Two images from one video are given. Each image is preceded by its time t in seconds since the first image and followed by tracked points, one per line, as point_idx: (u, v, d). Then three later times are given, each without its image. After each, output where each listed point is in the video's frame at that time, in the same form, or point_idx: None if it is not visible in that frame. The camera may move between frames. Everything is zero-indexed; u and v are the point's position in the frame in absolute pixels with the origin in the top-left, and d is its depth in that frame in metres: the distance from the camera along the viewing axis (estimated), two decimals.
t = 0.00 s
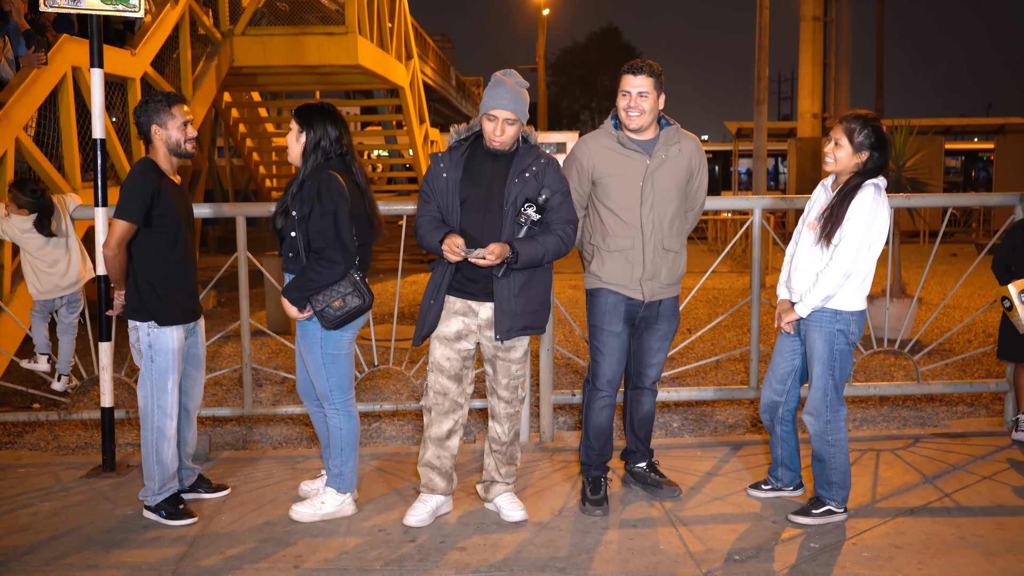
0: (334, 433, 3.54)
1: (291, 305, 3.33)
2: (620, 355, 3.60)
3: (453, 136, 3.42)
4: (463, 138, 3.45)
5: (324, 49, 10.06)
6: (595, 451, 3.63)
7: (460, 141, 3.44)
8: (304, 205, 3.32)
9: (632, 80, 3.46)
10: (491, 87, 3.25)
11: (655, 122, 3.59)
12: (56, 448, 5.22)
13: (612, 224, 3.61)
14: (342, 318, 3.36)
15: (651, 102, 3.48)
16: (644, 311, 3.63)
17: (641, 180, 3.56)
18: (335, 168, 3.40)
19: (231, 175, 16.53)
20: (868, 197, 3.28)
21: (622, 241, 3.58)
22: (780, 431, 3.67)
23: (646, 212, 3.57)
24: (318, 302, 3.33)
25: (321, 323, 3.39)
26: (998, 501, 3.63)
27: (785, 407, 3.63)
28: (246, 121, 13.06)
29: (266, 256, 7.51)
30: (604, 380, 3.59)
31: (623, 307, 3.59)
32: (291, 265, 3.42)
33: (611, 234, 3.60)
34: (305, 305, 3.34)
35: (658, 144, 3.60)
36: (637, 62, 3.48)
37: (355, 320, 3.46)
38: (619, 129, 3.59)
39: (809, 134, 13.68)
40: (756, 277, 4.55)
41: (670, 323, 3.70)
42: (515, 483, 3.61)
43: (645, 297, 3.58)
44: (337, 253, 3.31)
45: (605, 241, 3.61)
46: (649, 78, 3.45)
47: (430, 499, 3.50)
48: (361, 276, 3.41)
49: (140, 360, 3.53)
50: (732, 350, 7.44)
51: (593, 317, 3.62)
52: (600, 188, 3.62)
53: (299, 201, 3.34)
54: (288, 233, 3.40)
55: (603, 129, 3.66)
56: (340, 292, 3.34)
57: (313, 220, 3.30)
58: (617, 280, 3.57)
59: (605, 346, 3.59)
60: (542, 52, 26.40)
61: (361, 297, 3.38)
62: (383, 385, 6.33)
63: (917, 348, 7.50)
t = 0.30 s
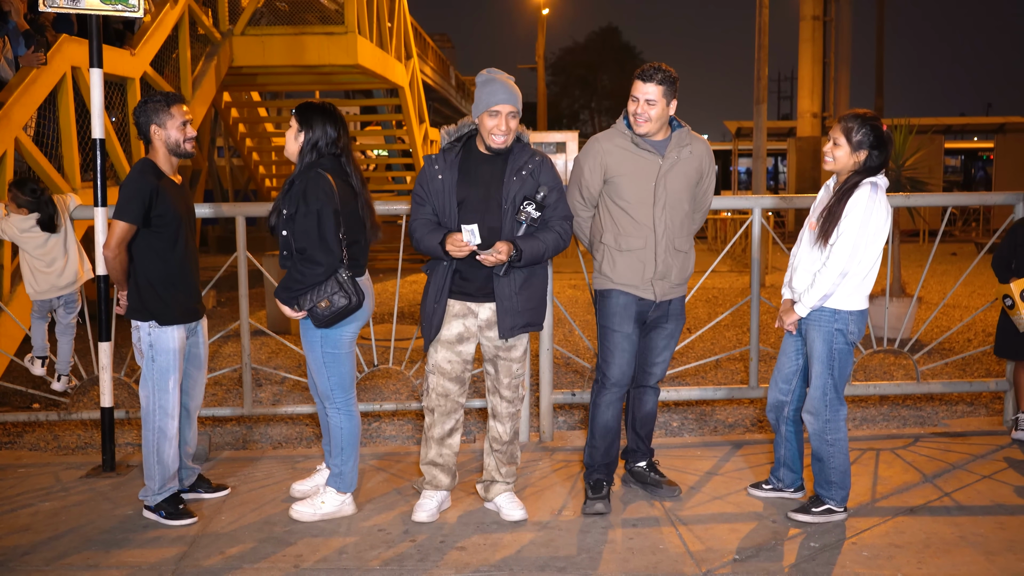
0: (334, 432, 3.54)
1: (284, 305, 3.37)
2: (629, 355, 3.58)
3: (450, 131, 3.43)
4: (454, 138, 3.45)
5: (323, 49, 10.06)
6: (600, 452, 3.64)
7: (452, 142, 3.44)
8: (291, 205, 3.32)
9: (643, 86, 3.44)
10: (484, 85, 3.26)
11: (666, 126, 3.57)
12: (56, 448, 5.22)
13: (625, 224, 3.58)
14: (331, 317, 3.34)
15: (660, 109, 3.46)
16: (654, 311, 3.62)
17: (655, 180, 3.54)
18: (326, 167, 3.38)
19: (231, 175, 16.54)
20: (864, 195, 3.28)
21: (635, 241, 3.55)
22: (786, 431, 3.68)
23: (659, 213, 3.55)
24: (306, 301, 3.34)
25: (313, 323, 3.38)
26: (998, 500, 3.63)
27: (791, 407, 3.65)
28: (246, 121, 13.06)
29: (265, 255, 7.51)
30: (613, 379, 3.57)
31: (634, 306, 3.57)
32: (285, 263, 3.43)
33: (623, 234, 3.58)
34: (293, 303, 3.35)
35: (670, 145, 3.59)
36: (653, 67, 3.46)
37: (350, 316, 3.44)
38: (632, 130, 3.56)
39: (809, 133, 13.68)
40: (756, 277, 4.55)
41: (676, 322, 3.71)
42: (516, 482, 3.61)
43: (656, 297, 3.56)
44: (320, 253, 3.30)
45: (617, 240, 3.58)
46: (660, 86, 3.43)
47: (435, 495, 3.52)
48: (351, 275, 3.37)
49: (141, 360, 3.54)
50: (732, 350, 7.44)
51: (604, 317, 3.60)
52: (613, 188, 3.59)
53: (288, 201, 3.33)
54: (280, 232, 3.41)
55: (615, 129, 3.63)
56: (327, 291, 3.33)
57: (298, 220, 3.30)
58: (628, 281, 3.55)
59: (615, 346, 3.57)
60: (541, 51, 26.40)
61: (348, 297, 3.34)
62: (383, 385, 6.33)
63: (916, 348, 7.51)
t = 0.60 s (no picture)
0: (334, 431, 3.54)
1: (285, 301, 3.38)
2: (636, 358, 3.58)
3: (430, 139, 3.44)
4: (437, 141, 3.46)
5: (323, 49, 10.06)
6: (606, 455, 3.61)
7: (434, 145, 3.44)
8: (293, 203, 3.32)
9: (645, 83, 3.46)
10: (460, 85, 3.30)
11: (669, 126, 3.57)
12: (56, 448, 5.22)
13: (634, 224, 3.55)
14: (332, 314, 3.35)
15: (662, 106, 3.46)
16: (661, 311, 3.62)
17: (662, 179, 3.54)
18: (329, 167, 3.39)
19: (231, 174, 16.53)
20: (862, 194, 3.28)
21: (644, 241, 3.53)
22: (790, 432, 3.69)
23: (668, 212, 3.55)
24: (307, 298, 3.34)
25: (313, 320, 3.38)
26: (998, 500, 3.63)
27: (795, 408, 3.67)
28: (246, 120, 13.05)
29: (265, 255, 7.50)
30: (620, 383, 3.57)
31: (643, 309, 3.55)
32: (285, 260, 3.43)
33: (632, 234, 3.55)
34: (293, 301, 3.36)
35: (673, 144, 3.59)
36: (654, 65, 3.49)
37: (351, 314, 3.45)
38: (636, 129, 3.55)
39: (809, 133, 13.69)
40: (756, 276, 4.55)
41: (680, 322, 3.71)
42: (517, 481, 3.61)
43: (666, 297, 3.56)
44: (324, 251, 3.32)
45: (626, 241, 3.56)
46: (663, 83, 3.45)
47: (435, 495, 3.52)
48: (352, 274, 3.40)
49: (141, 359, 3.54)
50: (732, 349, 7.44)
51: (612, 320, 3.58)
52: (620, 187, 3.56)
53: (290, 198, 3.33)
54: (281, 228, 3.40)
55: (617, 127, 3.61)
56: (329, 289, 3.34)
57: (303, 218, 3.30)
58: (639, 282, 3.53)
59: (623, 349, 3.56)
60: (542, 51, 26.38)
61: (350, 295, 3.35)
62: (383, 385, 6.33)
63: (916, 348, 7.52)
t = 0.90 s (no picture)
0: (330, 430, 3.54)
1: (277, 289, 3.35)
2: (637, 360, 3.58)
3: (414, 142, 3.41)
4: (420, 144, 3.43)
5: (323, 49, 10.06)
6: (606, 457, 3.61)
7: (419, 146, 3.42)
8: (306, 199, 3.31)
9: (642, 78, 3.47)
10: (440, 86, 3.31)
11: (666, 123, 3.58)
12: (56, 449, 5.22)
13: (635, 222, 3.55)
14: (332, 311, 3.35)
15: (658, 101, 3.47)
16: (663, 312, 3.61)
17: (661, 176, 3.54)
18: (341, 167, 3.41)
19: (230, 175, 16.52)
20: (863, 196, 3.27)
21: (647, 239, 3.53)
22: (791, 433, 3.69)
23: (669, 209, 3.55)
24: (311, 293, 3.34)
25: (311, 314, 3.37)
26: (997, 500, 3.63)
27: (797, 409, 3.67)
28: (246, 121, 13.03)
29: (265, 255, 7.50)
30: (621, 385, 3.57)
31: (644, 310, 3.55)
32: (286, 255, 3.41)
33: (633, 232, 3.55)
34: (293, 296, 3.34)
35: (672, 141, 3.60)
36: (653, 61, 3.50)
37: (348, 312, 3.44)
38: (633, 126, 3.55)
39: (809, 133, 13.69)
40: (756, 277, 4.55)
41: (681, 323, 3.71)
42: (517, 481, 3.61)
43: (670, 297, 3.56)
44: (335, 248, 3.32)
45: (627, 239, 3.55)
46: (659, 78, 3.45)
47: (435, 496, 3.52)
48: (354, 273, 3.43)
49: (138, 359, 3.54)
50: (732, 350, 7.44)
51: (612, 322, 3.58)
52: (620, 185, 3.56)
53: (302, 194, 3.32)
54: (286, 223, 3.38)
55: (616, 125, 3.61)
56: (333, 285, 3.35)
57: (316, 214, 3.29)
58: (642, 280, 3.52)
59: (624, 351, 3.56)
60: (541, 51, 26.38)
61: (354, 293, 3.37)
62: (383, 385, 6.33)
63: (916, 348, 7.52)
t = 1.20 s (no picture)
0: (329, 429, 3.54)
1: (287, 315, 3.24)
2: (636, 361, 3.58)
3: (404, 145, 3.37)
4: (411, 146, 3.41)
5: (323, 49, 10.06)
6: (606, 457, 3.60)
7: (411, 148, 3.40)
8: (306, 197, 3.32)
9: (636, 78, 3.48)
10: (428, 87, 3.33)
11: (663, 123, 3.58)
12: (55, 449, 5.21)
13: (629, 222, 3.55)
14: (342, 308, 3.36)
15: (653, 101, 3.47)
16: (661, 313, 3.61)
17: (656, 175, 3.53)
18: (343, 168, 3.44)
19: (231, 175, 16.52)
20: (865, 198, 3.28)
21: (640, 238, 3.53)
22: (791, 434, 3.69)
23: (663, 209, 3.54)
24: (321, 290, 3.34)
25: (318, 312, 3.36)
26: (997, 501, 3.64)
27: (797, 410, 3.67)
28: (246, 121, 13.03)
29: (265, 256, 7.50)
30: (620, 386, 3.57)
31: (643, 310, 3.55)
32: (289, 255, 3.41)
33: (627, 232, 3.55)
34: (304, 309, 3.30)
35: (669, 141, 3.59)
36: (646, 62, 3.52)
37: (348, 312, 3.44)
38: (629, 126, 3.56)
39: (809, 135, 13.70)
40: (756, 278, 4.55)
41: (681, 325, 3.71)
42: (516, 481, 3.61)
43: (665, 297, 3.55)
44: (339, 245, 3.33)
45: (621, 239, 3.55)
46: (652, 77, 3.46)
47: (435, 496, 3.52)
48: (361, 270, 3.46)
49: (138, 361, 3.53)
50: (732, 350, 7.45)
51: (609, 323, 3.58)
52: (614, 185, 3.57)
53: (303, 193, 3.33)
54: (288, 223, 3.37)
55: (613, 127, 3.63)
56: (344, 282, 3.36)
57: (314, 212, 3.29)
58: (636, 280, 3.52)
59: (623, 351, 3.56)
60: (541, 52, 26.40)
61: (362, 288, 3.40)
62: (383, 386, 6.33)
63: (916, 349, 7.53)
